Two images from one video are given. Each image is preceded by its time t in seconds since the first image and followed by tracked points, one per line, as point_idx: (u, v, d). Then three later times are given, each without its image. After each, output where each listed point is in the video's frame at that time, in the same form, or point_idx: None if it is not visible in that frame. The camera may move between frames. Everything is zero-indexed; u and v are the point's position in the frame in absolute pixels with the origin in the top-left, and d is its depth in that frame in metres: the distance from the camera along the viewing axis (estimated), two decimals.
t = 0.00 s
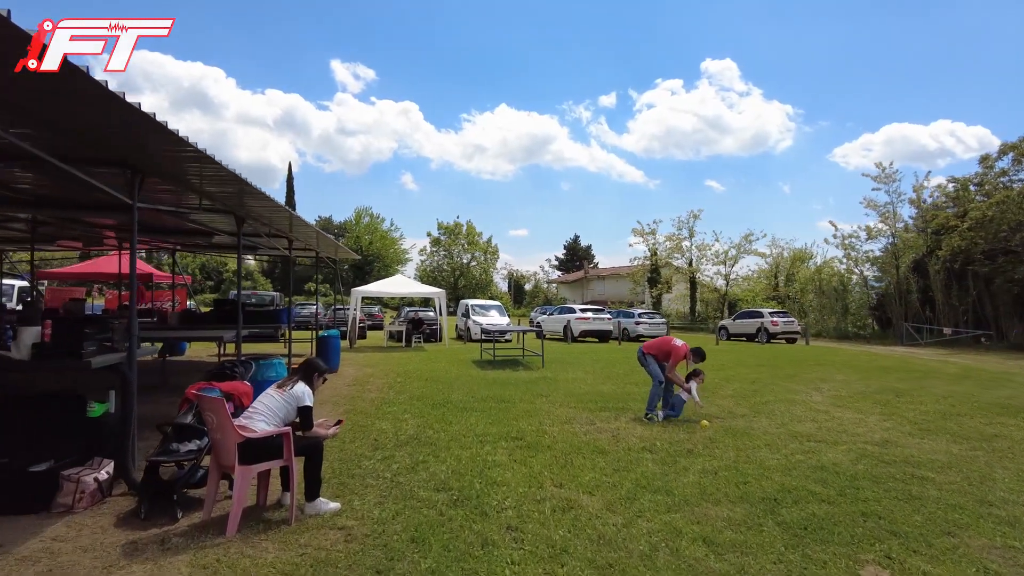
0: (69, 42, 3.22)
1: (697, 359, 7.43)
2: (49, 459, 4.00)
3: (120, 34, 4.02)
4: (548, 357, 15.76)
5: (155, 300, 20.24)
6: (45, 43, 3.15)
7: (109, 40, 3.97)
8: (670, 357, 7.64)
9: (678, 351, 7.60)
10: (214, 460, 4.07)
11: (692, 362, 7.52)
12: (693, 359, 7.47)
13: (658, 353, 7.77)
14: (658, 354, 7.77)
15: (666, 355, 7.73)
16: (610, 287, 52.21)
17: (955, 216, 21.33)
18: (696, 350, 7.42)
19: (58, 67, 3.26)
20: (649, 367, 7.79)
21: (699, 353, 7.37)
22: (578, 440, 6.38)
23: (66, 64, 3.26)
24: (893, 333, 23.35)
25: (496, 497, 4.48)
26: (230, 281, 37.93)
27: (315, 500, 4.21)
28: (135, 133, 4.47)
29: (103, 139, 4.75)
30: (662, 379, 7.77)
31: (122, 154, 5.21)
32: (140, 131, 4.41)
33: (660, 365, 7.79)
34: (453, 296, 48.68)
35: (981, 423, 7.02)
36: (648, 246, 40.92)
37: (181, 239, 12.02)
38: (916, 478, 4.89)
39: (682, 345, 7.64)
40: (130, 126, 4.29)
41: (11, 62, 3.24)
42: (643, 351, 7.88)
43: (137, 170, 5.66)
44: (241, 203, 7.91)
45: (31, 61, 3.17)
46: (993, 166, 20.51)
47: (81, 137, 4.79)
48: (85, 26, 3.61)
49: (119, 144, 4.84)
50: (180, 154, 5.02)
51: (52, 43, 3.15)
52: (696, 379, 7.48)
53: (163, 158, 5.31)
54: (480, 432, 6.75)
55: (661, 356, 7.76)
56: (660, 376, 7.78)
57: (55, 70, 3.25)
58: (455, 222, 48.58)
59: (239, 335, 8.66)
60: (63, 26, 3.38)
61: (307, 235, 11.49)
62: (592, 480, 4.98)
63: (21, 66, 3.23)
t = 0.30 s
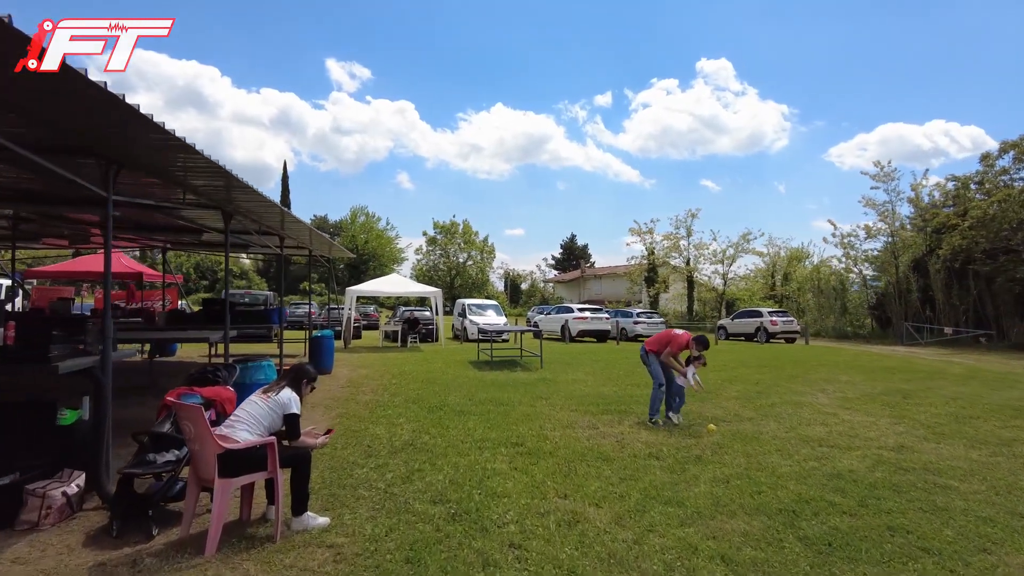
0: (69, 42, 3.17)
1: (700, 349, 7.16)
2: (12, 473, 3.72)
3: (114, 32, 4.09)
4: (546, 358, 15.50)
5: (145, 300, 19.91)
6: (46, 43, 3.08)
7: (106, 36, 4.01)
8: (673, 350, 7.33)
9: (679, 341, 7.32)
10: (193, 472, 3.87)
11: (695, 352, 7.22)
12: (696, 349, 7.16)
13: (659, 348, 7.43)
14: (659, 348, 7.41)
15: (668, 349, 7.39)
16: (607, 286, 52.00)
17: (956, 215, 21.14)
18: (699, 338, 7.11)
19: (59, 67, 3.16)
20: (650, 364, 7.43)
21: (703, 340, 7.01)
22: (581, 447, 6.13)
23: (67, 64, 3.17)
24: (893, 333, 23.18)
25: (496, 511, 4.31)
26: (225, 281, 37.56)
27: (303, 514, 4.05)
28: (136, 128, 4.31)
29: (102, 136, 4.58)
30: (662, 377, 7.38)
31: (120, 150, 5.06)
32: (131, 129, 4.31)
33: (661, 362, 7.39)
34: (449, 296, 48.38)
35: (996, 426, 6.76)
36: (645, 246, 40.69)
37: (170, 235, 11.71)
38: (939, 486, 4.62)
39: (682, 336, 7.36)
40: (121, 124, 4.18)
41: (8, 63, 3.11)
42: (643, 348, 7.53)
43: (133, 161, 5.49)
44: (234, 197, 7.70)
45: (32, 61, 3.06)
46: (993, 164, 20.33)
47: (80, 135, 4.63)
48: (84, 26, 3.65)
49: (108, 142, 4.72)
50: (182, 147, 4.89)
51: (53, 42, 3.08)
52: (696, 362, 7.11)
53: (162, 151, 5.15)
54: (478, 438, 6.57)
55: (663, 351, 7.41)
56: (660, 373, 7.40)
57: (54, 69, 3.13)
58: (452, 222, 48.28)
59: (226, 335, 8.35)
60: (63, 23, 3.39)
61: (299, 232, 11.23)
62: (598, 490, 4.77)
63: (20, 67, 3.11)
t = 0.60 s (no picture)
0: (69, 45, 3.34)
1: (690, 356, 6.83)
2: None
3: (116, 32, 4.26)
4: (535, 359, 15.21)
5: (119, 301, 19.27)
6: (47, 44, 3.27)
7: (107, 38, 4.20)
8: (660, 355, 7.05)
9: (667, 345, 7.05)
10: (150, 492, 3.53)
11: (684, 360, 6.92)
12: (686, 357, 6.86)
13: (649, 352, 7.12)
14: (648, 352, 7.10)
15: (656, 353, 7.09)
16: (594, 287, 51.83)
17: (943, 216, 21.22)
18: (689, 346, 6.79)
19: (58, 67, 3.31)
20: (639, 369, 7.14)
21: (693, 348, 6.73)
22: (572, 455, 5.87)
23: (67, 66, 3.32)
24: (880, 333, 23.19)
25: (484, 530, 4.02)
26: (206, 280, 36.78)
27: (275, 535, 3.83)
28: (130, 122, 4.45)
29: (96, 131, 4.69)
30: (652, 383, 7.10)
31: (94, 143, 5.03)
32: (105, 118, 4.31)
33: (652, 366, 7.07)
34: (436, 296, 47.90)
35: (999, 430, 6.57)
36: (633, 246, 40.59)
37: (144, 234, 11.33)
38: (951, 497, 4.39)
39: (671, 341, 7.06)
40: (94, 113, 4.18)
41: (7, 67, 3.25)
42: (633, 351, 7.22)
43: (125, 158, 5.57)
44: (220, 196, 7.61)
45: (32, 62, 3.21)
46: (980, 165, 20.41)
47: (77, 134, 4.75)
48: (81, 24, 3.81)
49: (83, 134, 4.72)
50: (157, 137, 4.89)
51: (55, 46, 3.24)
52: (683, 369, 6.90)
53: (138, 144, 5.16)
54: (464, 446, 6.29)
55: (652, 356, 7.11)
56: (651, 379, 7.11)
57: (54, 71, 3.31)
58: (438, 221, 47.82)
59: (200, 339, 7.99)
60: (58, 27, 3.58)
61: (279, 230, 10.85)
62: (594, 504, 4.50)
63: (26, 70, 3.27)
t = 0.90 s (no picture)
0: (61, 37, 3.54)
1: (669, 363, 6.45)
2: None
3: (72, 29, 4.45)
4: (514, 359, 14.98)
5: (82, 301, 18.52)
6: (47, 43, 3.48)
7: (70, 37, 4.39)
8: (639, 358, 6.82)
9: (647, 348, 6.78)
10: (85, 509, 3.20)
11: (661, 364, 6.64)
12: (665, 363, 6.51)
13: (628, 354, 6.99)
14: (629, 354, 6.95)
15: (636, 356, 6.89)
16: (573, 286, 51.81)
17: (916, 216, 21.56)
18: (667, 352, 6.48)
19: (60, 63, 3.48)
20: (620, 370, 7.02)
21: (672, 355, 6.37)
22: (550, 460, 5.64)
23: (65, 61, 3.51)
24: (856, 332, 23.47)
25: (454, 545, 3.77)
26: (177, 280, 35.74)
27: (227, 552, 3.58)
28: (96, 117, 4.34)
29: (48, 122, 4.51)
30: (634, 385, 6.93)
31: (40, 133, 4.79)
32: (49, 110, 4.12)
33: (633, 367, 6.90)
34: (414, 296, 47.38)
35: (979, 430, 6.54)
36: (612, 245, 40.64)
37: (105, 230, 10.87)
38: (939, 500, 4.26)
39: (651, 345, 6.77)
40: (37, 104, 3.98)
41: None
42: (613, 353, 7.11)
43: (81, 148, 5.32)
44: (180, 191, 7.22)
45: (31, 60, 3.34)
46: (953, 166, 20.73)
47: (22, 127, 4.54)
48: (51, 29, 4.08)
49: (27, 126, 4.50)
50: (107, 129, 4.69)
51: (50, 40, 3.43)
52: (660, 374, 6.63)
53: (88, 137, 4.94)
54: (437, 451, 6.01)
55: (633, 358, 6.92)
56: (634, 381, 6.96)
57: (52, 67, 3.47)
58: (417, 220, 47.32)
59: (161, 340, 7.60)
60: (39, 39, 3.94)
61: (247, 227, 10.43)
62: (571, 513, 4.28)
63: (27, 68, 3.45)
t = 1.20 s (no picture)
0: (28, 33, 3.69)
1: (646, 356, 6.34)
2: None
3: None
4: (488, 362, 14.70)
5: (36, 303, 17.66)
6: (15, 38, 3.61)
7: None
8: (613, 355, 6.64)
9: (622, 343, 6.62)
10: None
11: (638, 359, 6.48)
12: (642, 356, 6.38)
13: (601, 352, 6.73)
14: (601, 353, 6.70)
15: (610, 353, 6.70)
16: (550, 287, 51.72)
17: (886, 217, 21.90)
18: (643, 344, 6.34)
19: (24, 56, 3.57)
20: (592, 371, 6.74)
21: (648, 346, 6.28)
22: (521, 469, 5.38)
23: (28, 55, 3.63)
24: (829, 331, 23.75)
25: (413, 569, 3.49)
26: (142, 281, 34.56)
27: None
28: (21, 108, 4.05)
29: None
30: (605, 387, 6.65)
31: None
32: None
33: (605, 368, 6.64)
34: (389, 297, 46.73)
35: (954, 432, 6.50)
36: (588, 245, 40.64)
37: (56, 230, 10.31)
38: (921, 509, 4.12)
39: (626, 340, 6.63)
40: None
41: None
42: (587, 353, 6.86)
43: (13, 143, 4.96)
44: (130, 189, 6.77)
45: None
46: (921, 167, 21.10)
47: None
48: None
49: None
50: (37, 123, 4.38)
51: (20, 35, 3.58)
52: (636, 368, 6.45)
53: (19, 131, 4.61)
54: (402, 461, 5.69)
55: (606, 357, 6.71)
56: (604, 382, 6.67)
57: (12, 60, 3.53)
58: (392, 220, 46.69)
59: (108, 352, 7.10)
60: None
61: (208, 227, 9.93)
62: (539, 529, 4.01)
63: None
